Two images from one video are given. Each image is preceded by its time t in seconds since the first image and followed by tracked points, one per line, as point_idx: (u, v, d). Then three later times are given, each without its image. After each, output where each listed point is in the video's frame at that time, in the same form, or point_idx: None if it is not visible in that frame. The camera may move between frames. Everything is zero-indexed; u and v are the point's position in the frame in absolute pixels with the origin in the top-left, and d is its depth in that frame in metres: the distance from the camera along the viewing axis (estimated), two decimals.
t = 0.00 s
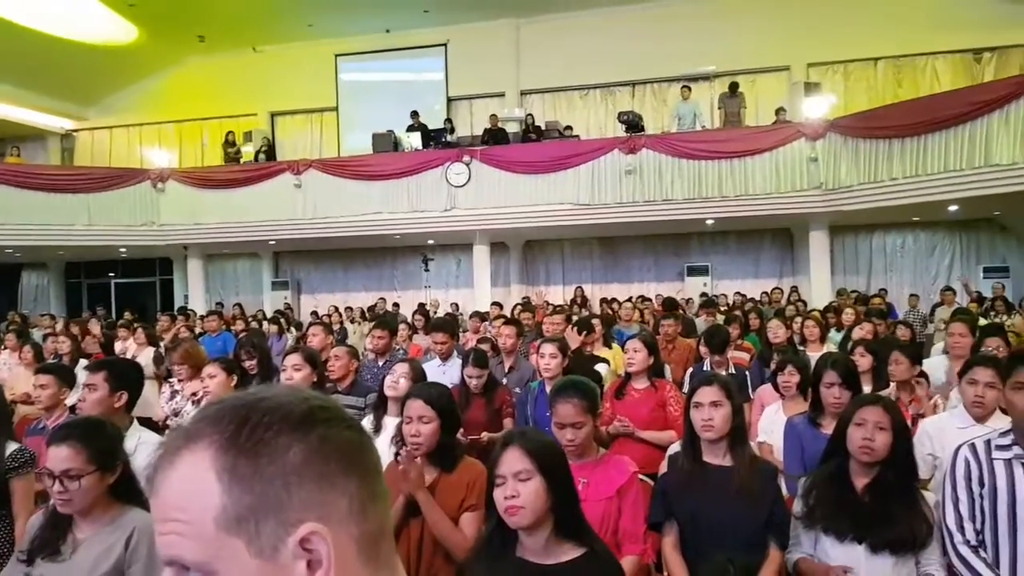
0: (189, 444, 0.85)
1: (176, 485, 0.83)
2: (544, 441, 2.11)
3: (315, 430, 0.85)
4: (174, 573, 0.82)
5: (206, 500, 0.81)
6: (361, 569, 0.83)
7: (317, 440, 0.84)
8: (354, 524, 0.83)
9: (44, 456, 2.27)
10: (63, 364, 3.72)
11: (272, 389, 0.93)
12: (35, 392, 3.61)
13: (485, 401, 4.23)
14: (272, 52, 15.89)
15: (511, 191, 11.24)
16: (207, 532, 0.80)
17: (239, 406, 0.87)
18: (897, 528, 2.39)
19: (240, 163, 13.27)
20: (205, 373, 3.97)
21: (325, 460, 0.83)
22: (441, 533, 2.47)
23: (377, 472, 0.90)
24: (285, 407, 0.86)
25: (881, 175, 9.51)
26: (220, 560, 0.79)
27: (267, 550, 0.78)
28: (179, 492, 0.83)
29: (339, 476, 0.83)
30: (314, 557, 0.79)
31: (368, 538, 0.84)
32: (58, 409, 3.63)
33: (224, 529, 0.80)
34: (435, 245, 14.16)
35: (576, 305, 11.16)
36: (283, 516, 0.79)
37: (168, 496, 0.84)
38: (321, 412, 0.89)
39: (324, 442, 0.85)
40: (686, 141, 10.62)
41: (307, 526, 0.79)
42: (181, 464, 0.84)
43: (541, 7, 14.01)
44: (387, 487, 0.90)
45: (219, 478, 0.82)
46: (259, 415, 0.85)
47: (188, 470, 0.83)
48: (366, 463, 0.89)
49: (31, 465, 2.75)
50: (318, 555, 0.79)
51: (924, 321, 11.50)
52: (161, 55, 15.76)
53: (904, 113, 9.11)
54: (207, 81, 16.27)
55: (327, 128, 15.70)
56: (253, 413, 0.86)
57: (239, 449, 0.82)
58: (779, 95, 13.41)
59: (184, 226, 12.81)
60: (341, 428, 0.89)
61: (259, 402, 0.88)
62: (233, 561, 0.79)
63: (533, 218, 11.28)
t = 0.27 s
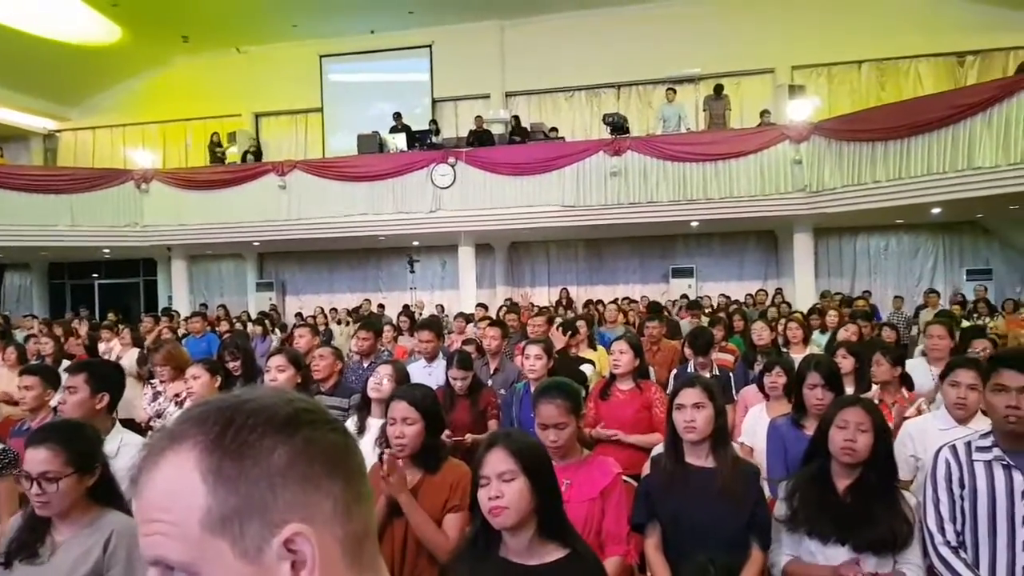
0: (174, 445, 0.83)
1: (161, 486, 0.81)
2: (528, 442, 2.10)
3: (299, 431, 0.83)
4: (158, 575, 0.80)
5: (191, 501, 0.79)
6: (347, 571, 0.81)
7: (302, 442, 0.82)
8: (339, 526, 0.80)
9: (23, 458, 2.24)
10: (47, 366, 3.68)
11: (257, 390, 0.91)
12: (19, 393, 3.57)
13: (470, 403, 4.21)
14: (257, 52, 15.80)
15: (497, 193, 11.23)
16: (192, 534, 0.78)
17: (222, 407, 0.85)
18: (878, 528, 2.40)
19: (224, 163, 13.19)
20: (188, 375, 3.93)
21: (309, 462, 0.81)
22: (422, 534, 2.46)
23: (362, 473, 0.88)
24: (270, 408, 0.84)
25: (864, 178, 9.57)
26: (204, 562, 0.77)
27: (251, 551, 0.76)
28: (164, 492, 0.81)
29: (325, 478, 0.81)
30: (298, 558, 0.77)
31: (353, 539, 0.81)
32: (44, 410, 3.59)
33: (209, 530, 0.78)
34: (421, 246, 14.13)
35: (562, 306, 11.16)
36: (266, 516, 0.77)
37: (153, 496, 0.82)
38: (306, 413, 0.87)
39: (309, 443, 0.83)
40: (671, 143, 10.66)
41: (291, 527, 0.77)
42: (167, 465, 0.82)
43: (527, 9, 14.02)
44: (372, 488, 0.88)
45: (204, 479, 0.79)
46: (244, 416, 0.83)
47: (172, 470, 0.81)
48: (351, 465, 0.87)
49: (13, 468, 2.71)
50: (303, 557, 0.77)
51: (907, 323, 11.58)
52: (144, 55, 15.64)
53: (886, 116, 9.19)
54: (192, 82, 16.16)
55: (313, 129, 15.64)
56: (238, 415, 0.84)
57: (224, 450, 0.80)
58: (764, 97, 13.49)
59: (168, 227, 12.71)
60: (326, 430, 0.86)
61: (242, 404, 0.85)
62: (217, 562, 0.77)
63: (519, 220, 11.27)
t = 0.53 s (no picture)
0: (160, 434, 0.81)
1: (147, 474, 0.80)
2: (509, 435, 2.11)
3: (286, 422, 0.82)
4: (142, 564, 0.79)
5: (175, 490, 0.77)
6: (332, 565, 0.79)
7: (289, 433, 0.81)
8: (324, 517, 0.79)
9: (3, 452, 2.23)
10: (35, 359, 3.65)
11: (245, 381, 0.90)
12: (7, 387, 3.53)
13: (460, 396, 4.20)
14: (247, 43, 15.70)
15: (488, 186, 11.20)
16: (178, 521, 0.76)
17: (209, 397, 0.84)
18: (862, 521, 2.42)
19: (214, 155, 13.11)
20: (177, 367, 3.91)
21: (296, 452, 0.80)
22: (410, 526, 2.46)
23: (349, 465, 0.87)
24: (257, 397, 0.83)
25: (855, 173, 9.60)
26: (190, 551, 0.75)
27: (237, 540, 0.74)
28: (149, 480, 0.79)
29: (311, 468, 0.80)
30: (283, 546, 0.76)
31: (337, 532, 0.80)
32: (33, 403, 3.56)
33: (194, 518, 0.76)
34: (412, 239, 14.10)
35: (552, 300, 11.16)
36: (253, 506, 0.75)
37: (138, 484, 0.80)
38: (294, 404, 0.86)
39: (296, 434, 0.81)
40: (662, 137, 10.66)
41: (276, 516, 0.76)
42: (152, 454, 0.80)
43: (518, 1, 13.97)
44: (358, 480, 0.87)
45: (190, 468, 0.78)
46: (231, 406, 0.82)
47: (158, 459, 0.79)
48: (338, 457, 0.85)
49: None
50: (287, 546, 0.76)
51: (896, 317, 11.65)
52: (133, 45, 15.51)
53: (877, 112, 9.25)
54: (181, 72, 16.05)
55: (303, 120, 15.57)
56: (225, 405, 0.82)
57: (210, 438, 0.79)
58: (755, 92, 13.51)
59: (157, 219, 12.63)
60: (313, 422, 0.85)
61: (232, 393, 0.84)
62: (203, 553, 0.75)
63: (510, 213, 11.25)
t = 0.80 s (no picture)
0: (136, 429, 0.82)
1: (122, 470, 0.80)
2: (482, 433, 2.13)
3: (263, 419, 0.82)
4: (118, 560, 0.79)
5: (150, 485, 0.78)
6: (309, 562, 0.80)
7: (265, 430, 0.81)
8: (300, 512, 0.79)
9: None
10: (21, 358, 3.63)
11: (223, 378, 0.90)
12: None
13: (450, 392, 4.20)
14: (236, 38, 15.63)
15: (478, 182, 11.20)
16: (152, 516, 0.77)
17: (187, 394, 0.84)
18: (850, 514, 2.44)
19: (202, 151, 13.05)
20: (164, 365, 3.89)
21: (272, 449, 0.80)
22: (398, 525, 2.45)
23: (326, 462, 0.87)
24: (234, 394, 0.83)
25: (843, 169, 9.65)
26: (164, 546, 0.76)
27: (211, 535, 0.75)
28: (124, 476, 0.80)
29: (286, 463, 0.81)
30: (258, 542, 0.76)
31: (315, 528, 0.80)
32: (19, 402, 3.52)
33: (169, 514, 0.77)
34: (402, 236, 14.08)
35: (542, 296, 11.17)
36: (227, 502, 0.76)
37: (113, 479, 0.81)
38: (273, 401, 0.86)
39: (272, 430, 0.82)
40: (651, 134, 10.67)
41: (252, 512, 0.76)
42: (127, 450, 0.81)
43: None
44: (336, 477, 0.88)
45: (165, 464, 0.78)
46: (208, 402, 0.83)
47: (133, 455, 0.80)
48: (315, 454, 0.86)
49: None
50: (262, 542, 0.76)
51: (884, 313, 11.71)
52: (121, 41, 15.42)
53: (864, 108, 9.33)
54: (169, 68, 15.96)
55: (292, 117, 15.52)
56: (201, 401, 0.83)
57: (186, 434, 0.79)
58: (744, 88, 13.55)
59: (145, 216, 12.56)
60: (290, 419, 0.85)
61: (209, 390, 0.85)
62: (178, 549, 0.76)
63: (500, 210, 11.25)
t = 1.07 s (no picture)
0: (106, 434, 0.83)
1: (91, 475, 0.82)
2: (450, 435, 2.13)
3: (232, 423, 0.83)
4: (88, 564, 0.81)
5: (120, 490, 0.80)
6: (280, 564, 0.81)
7: (234, 433, 0.83)
8: (272, 516, 0.81)
9: None
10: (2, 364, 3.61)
11: (193, 382, 0.91)
12: None
13: (437, 392, 4.21)
14: (219, 39, 15.56)
15: (464, 182, 11.20)
16: (122, 522, 0.78)
17: (157, 399, 0.85)
18: (836, 509, 2.47)
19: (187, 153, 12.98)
20: (149, 367, 3.88)
21: (242, 453, 0.82)
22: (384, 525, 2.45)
23: (298, 466, 0.88)
24: (203, 399, 0.85)
25: (826, 166, 9.73)
26: (133, 551, 0.78)
27: (180, 539, 0.77)
28: (94, 481, 0.81)
29: (256, 467, 0.82)
30: (227, 547, 0.78)
31: (287, 532, 0.82)
32: None
33: (138, 518, 0.78)
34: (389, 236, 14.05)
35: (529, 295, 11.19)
36: (197, 507, 0.77)
37: (83, 484, 0.82)
38: (243, 405, 0.87)
39: (242, 435, 0.83)
40: (636, 132, 10.70)
41: (221, 516, 0.78)
42: (97, 455, 0.82)
43: None
44: (308, 481, 0.89)
45: (134, 469, 0.80)
46: (177, 407, 0.84)
47: (103, 461, 0.81)
48: (287, 458, 0.87)
49: None
50: (232, 546, 0.78)
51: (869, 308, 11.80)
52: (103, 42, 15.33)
53: (848, 105, 9.40)
54: (153, 69, 15.88)
55: (277, 118, 15.45)
56: (171, 405, 0.84)
57: (155, 438, 0.80)
58: (728, 86, 13.61)
59: (129, 218, 12.49)
60: (261, 422, 0.87)
61: (177, 395, 0.86)
62: (147, 551, 0.77)
63: (486, 209, 11.26)
